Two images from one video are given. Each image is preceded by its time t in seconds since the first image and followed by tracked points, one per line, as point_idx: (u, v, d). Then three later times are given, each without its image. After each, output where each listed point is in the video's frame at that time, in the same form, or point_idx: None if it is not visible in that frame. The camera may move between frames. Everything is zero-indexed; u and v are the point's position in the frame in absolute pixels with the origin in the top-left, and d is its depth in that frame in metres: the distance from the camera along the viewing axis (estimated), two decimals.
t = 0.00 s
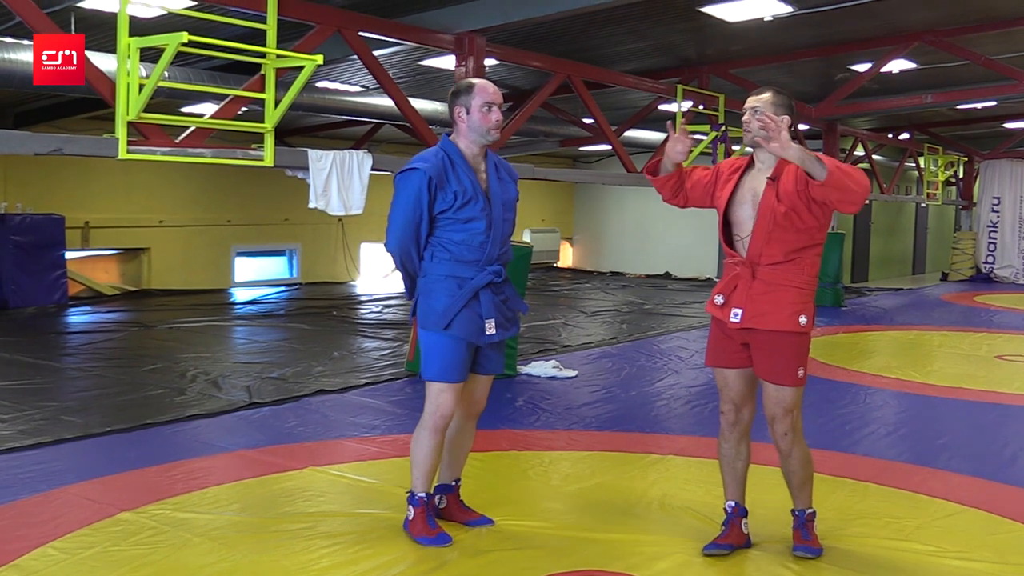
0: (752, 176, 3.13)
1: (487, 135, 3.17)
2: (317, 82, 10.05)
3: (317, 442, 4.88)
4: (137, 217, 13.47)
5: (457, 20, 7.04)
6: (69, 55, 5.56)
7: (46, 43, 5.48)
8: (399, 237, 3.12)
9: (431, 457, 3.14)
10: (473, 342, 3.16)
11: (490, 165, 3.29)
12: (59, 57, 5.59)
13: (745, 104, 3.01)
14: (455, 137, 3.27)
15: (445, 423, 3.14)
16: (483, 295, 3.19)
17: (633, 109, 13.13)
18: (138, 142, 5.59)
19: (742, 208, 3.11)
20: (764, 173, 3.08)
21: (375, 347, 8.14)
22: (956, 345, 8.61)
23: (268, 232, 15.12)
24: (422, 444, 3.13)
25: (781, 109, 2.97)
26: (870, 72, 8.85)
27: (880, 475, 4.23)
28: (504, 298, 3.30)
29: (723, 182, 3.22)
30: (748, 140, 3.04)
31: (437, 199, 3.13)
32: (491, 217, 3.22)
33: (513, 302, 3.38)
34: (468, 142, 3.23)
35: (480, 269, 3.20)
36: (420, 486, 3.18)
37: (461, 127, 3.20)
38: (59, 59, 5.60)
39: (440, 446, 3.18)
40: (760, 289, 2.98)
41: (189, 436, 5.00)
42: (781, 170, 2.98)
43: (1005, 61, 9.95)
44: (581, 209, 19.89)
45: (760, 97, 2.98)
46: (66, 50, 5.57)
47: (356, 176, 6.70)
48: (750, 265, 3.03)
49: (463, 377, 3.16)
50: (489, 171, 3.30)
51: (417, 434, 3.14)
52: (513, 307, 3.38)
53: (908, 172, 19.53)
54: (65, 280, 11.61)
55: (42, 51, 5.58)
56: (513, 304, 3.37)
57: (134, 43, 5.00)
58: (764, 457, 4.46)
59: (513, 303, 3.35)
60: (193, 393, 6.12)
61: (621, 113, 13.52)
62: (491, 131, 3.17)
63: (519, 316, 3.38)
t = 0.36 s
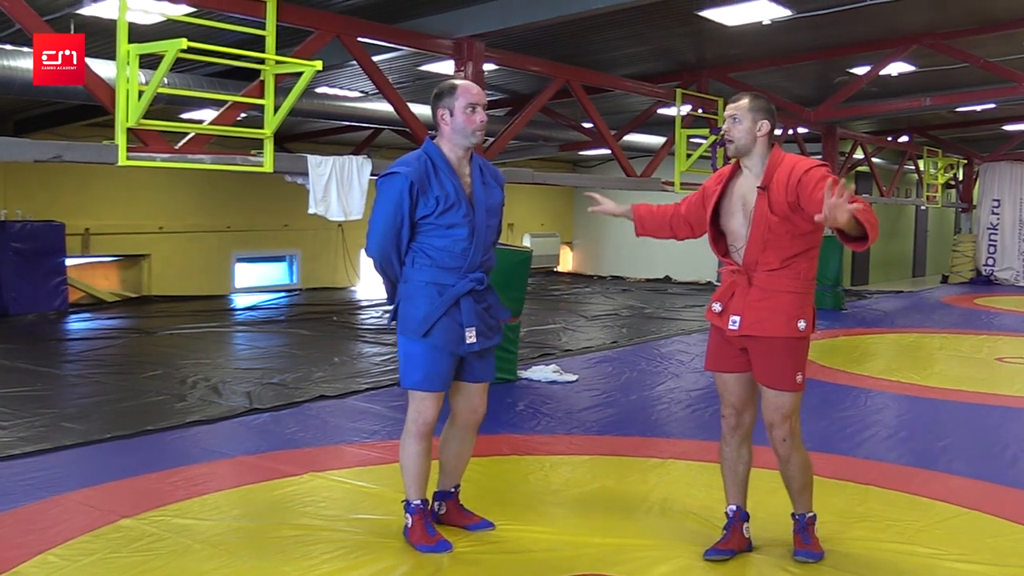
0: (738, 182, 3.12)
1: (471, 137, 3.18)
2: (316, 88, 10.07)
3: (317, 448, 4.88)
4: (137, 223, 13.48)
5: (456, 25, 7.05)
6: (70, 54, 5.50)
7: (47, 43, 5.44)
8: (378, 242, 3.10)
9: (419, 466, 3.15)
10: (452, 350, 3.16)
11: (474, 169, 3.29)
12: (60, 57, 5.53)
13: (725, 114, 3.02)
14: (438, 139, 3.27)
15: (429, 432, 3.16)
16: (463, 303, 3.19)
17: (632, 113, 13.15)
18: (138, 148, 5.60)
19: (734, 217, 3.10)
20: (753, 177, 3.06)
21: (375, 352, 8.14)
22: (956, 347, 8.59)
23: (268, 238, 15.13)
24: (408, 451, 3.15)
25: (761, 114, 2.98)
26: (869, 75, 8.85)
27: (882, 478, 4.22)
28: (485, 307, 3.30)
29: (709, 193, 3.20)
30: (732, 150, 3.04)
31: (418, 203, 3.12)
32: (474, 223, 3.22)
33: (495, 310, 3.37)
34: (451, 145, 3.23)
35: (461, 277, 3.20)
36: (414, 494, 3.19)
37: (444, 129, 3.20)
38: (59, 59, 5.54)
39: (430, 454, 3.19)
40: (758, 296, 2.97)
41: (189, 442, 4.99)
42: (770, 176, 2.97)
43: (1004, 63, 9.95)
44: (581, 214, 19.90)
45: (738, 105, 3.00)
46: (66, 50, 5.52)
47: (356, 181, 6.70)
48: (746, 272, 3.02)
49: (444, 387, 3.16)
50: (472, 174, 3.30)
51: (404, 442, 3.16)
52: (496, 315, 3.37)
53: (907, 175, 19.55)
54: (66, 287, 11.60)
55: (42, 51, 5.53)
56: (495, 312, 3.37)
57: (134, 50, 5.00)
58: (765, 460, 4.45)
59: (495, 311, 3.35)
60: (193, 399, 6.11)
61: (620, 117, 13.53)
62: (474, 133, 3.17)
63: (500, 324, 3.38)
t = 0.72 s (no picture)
0: (730, 189, 3.11)
1: (461, 149, 3.17)
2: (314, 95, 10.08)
3: (316, 454, 4.87)
4: (136, 231, 13.48)
5: (453, 31, 7.06)
6: (70, 55, 5.43)
7: (47, 43, 5.32)
8: (362, 255, 3.11)
9: (412, 474, 3.15)
10: (435, 362, 3.16)
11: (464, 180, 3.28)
12: (60, 57, 5.44)
13: (715, 121, 3.02)
14: (428, 150, 3.27)
15: (419, 440, 3.16)
16: (449, 315, 3.19)
17: (630, 117, 13.17)
18: (136, 156, 5.60)
19: (727, 224, 3.12)
20: (745, 183, 3.05)
21: (374, 359, 8.13)
22: (955, 350, 8.58)
23: (267, 245, 15.13)
24: (400, 460, 3.15)
25: (751, 120, 2.98)
26: (866, 79, 8.87)
27: (881, 482, 4.21)
28: (471, 318, 3.29)
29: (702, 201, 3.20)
30: (724, 156, 3.04)
31: (405, 216, 3.13)
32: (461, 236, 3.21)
33: (481, 320, 3.36)
34: (440, 156, 3.22)
35: (448, 288, 3.20)
36: (410, 503, 3.17)
37: (435, 139, 3.20)
38: (59, 60, 5.46)
39: (422, 462, 3.18)
40: (752, 303, 2.98)
41: (188, 450, 4.98)
42: (763, 184, 2.96)
43: (1001, 66, 9.96)
44: (579, 219, 19.92)
45: (728, 111, 3.00)
46: (66, 50, 5.45)
47: (354, 188, 6.71)
48: (741, 280, 3.03)
49: (430, 398, 3.16)
50: (462, 185, 3.30)
51: (395, 449, 3.16)
52: (482, 326, 3.36)
53: (904, 178, 19.57)
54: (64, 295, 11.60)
55: (41, 52, 5.41)
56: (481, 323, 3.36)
57: (131, 58, 5.00)
58: (765, 465, 4.45)
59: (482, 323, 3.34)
60: (192, 407, 6.10)
61: (617, 122, 13.55)
62: (465, 145, 3.17)
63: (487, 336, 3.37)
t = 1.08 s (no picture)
0: (729, 195, 3.12)
1: (464, 152, 3.18)
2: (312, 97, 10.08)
3: (310, 457, 4.86)
4: (132, 231, 13.46)
5: (451, 34, 7.06)
6: (70, 55, 5.38)
7: (46, 43, 5.30)
8: (370, 261, 3.09)
9: (409, 475, 3.13)
10: (444, 364, 3.16)
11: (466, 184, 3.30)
12: (60, 57, 5.38)
13: (715, 128, 3.02)
14: (428, 154, 3.26)
15: (419, 441, 3.14)
16: (458, 317, 3.19)
17: (627, 123, 13.19)
18: (133, 157, 5.59)
19: (722, 230, 3.12)
20: (743, 190, 3.07)
21: (370, 362, 8.13)
22: (949, 358, 8.60)
23: (263, 246, 15.12)
24: (398, 460, 3.12)
25: (753, 128, 2.99)
26: (863, 86, 8.89)
27: (876, 489, 4.21)
28: (477, 319, 3.31)
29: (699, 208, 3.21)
30: (725, 163, 3.04)
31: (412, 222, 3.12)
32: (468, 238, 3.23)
33: (485, 322, 3.37)
34: (442, 160, 3.23)
35: (455, 291, 3.21)
36: (406, 505, 3.17)
37: (436, 144, 3.20)
38: (58, 59, 5.40)
39: (420, 464, 3.17)
40: (748, 310, 2.98)
41: (182, 451, 4.97)
42: (763, 192, 2.96)
43: (998, 74, 9.99)
44: (576, 223, 19.94)
45: (729, 118, 3.00)
46: (66, 50, 5.40)
47: (351, 191, 6.71)
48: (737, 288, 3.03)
49: (436, 399, 3.15)
50: (463, 189, 3.32)
51: (393, 450, 3.14)
52: (485, 327, 3.37)
53: (900, 186, 19.63)
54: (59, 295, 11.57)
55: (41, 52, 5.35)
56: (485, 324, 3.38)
57: (129, 58, 5.00)
58: (759, 471, 4.46)
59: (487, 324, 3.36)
60: (187, 408, 6.09)
61: (615, 127, 13.57)
62: (468, 148, 3.18)
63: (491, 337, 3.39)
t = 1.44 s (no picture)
0: (732, 194, 3.11)
1: (485, 151, 3.22)
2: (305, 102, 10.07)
3: (306, 462, 4.84)
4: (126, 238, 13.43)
5: (445, 38, 7.06)
6: (70, 55, 5.48)
7: (47, 43, 5.36)
8: (388, 266, 3.08)
9: (416, 475, 3.11)
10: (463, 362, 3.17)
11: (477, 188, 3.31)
12: (60, 57, 5.45)
13: (721, 126, 3.02)
14: (438, 160, 3.25)
15: (429, 441, 3.12)
16: (475, 315, 3.21)
17: (621, 126, 13.20)
18: (127, 163, 5.57)
19: (723, 228, 3.11)
20: (746, 189, 3.07)
21: (365, 367, 8.12)
22: (944, 358, 8.61)
23: (257, 252, 15.10)
24: (408, 459, 3.11)
25: (758, 127, 3.00)
26: (857, 88, 8.91)
27: (872, 490, 4.21)
28: (492, 316, 3.32)
29: (700, 205, 3.19)
30: (729, 162, 3.03)
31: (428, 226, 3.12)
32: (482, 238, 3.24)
33: (500, 319, 3.38)
34: (454, 164, 3.23)
35: (471, 290, 3.22)
36: (408, 507, 3.15)
37: (454, 150, 3.19)
38: (59, 59, 5.45)
39: (426, 465, 3.15)
40: (742, 308, 2.97)
41: (177, 458, 4.95)
42: (767, 191, 2.96)
43: (990, 75, 10.02)
44: (571, 227, 19.94)
45: (735, 117, 3.00)
46: (66, 50, 5.48)
47: (345, 195, 6.69)
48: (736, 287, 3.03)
49: (454, 396, 3.16)
50: (472, 191, 3.32)
51: (404, 450, 3.12)
52: (499, 323, 3.39)
53: (893, 187, 19.68)
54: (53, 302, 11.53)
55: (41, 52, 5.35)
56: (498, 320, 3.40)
57: (122, 64, 4.99)
58: (756, 473, 4.45)
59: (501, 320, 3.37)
60: (181, 415, 6.07)
61: (609, 130, 13.59)
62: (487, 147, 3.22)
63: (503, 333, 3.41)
